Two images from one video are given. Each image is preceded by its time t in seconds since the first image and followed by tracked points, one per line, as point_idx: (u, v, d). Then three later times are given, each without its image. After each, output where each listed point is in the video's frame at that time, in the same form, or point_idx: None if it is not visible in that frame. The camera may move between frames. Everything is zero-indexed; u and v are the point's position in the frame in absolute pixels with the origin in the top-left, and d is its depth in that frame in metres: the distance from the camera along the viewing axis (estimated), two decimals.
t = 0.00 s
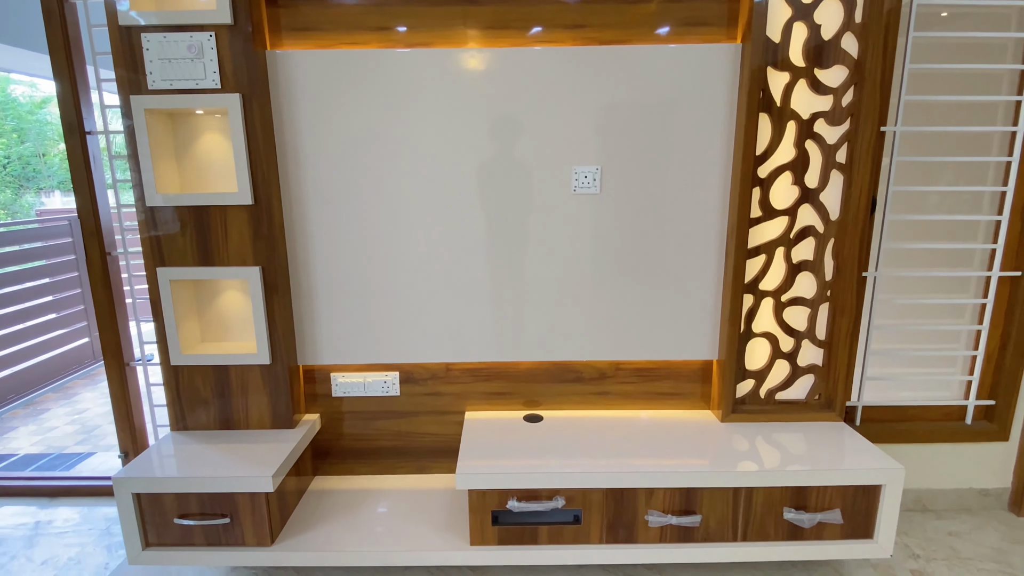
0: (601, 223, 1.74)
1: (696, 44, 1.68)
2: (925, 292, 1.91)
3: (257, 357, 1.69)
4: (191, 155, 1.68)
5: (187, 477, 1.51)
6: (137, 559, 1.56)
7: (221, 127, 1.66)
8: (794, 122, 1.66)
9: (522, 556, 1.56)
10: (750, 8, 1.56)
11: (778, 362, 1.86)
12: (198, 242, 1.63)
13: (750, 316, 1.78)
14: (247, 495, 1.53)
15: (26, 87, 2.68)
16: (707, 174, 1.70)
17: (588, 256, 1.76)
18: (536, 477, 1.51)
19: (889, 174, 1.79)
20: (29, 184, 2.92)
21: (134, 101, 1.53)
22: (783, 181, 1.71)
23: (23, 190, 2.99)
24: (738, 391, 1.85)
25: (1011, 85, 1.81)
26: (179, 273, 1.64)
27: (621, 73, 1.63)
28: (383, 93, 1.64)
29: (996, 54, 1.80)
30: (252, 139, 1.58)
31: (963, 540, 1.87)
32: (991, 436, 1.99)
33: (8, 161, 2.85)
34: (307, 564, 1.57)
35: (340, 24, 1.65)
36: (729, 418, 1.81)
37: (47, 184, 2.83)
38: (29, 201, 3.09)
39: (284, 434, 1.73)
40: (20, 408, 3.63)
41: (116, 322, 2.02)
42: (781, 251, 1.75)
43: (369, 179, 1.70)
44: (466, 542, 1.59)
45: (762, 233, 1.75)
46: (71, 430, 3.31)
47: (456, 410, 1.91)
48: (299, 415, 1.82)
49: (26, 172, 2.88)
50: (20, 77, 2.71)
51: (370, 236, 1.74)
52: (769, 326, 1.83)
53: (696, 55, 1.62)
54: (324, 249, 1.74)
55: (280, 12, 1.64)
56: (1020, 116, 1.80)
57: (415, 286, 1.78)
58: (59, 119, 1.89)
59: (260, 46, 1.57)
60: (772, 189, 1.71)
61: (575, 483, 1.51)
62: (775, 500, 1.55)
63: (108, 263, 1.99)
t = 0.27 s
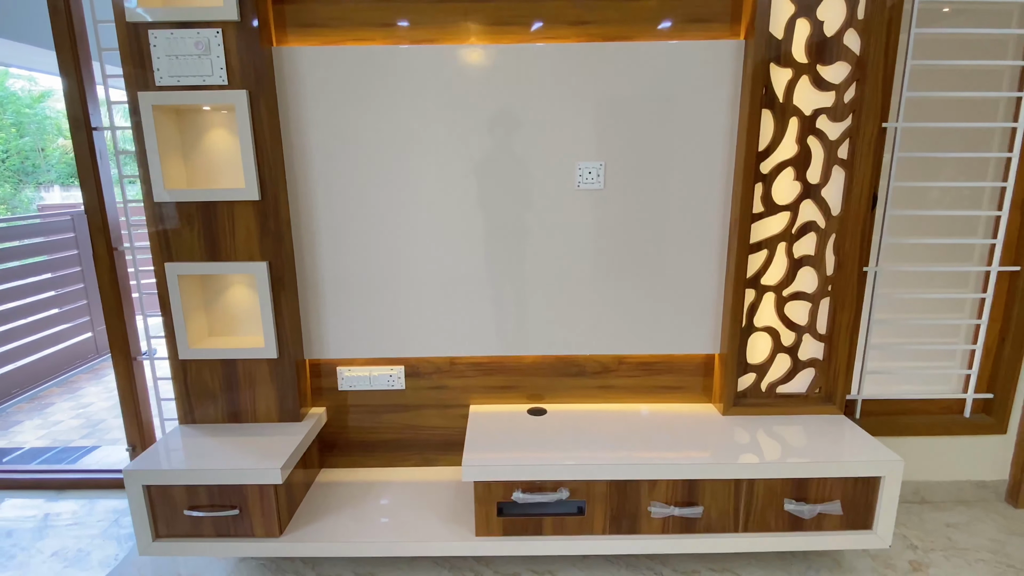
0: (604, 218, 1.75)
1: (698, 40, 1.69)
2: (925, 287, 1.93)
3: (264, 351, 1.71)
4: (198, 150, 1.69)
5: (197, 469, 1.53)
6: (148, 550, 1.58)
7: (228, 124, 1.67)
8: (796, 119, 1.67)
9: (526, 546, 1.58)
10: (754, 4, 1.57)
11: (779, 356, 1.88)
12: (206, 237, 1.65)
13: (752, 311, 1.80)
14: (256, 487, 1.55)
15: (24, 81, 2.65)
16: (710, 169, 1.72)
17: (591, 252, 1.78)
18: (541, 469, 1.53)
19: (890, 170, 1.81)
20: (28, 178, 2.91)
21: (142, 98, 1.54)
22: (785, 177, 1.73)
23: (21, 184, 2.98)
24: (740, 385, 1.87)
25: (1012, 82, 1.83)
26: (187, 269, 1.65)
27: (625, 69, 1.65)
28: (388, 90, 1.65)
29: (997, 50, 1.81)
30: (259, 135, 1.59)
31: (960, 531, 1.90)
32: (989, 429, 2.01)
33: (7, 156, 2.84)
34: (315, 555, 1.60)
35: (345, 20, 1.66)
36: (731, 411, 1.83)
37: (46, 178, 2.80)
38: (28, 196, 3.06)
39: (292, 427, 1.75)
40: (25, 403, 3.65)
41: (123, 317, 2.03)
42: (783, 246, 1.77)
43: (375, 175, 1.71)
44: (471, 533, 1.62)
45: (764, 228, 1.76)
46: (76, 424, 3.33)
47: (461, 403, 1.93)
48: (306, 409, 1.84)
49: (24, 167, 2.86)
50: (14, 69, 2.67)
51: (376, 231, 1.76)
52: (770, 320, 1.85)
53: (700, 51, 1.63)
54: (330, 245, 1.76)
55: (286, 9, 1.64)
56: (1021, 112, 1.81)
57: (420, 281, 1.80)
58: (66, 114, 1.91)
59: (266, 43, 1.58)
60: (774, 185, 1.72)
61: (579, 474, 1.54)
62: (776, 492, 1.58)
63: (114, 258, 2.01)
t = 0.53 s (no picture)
0: (605, 218, 1.77)
1: (699, 41, 1.71)
2: (923, 285, 1.95)
3: (270, 349, 1.73)
4: (204, 151, 1.71)
5: (205, 465, 1.55)
6: (156, 545, 1.60)
7: (234, 124, 1.69)
8: (797, 119, 1.69)
9: (530, 541, 1.61)
10: (755, 6, 1.59)
11: (779, 353, 1.90)
12: (213, 236, 1.67)
13: (752, 309, 1.82)
14: (263, 483, 1.58)
15: (23, 78, 2.68)
16: (711, 169, 1.74)
17: (593, 251, 1.80)
18: (545, 465, 1.55)
19: (889, 170, 1.83)
20: (27, 176, 2.96)
21: (149, 99, 1.56)
22: (785, 176, 1.75)
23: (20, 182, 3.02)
24: (740, 382, 1.90)
25: (1010, 82, 1.85)
26: (194, 267, 1.67)
27: (626, 70, 1.66)
28: (393, 91, 1.67)
29: (995, 51, 1.82)
30: (266, 136, 1.61)
31: (957, 527, 1.93)
32: (986, 426, 2.04)
33: (6, 153, 2.87)
34: (321, 550, 1.62)
35: (349, 22, 1.68)
36: (731, 408, 1.85)
37: (47, 176, 2.86)
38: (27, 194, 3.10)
39: (297, 424, 1.77)
40: (28, 401, 3.67)
41: (129, 315, 2.05)
42: (783, 245, 1.79)
43: (379, 175, 1.73)
44: (475, 529, 1.64)
45: (764, 227, 1.78)
46: (80, 422, 3.35)
47: (464, 400, 1.95)
48: (311, 406, 1.86)
49: (23, 164, 2.91)
50: (13, 67, 2.70)
51: (380, 231, 1.78)
52: (770, 318, 1.87)
53: (702, 52, 1.65)
54: (335, 244, 1.78)
55: (291, 11, 1.66)
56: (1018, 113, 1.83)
57: (424, 280, 1.82)
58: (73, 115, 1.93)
59: (272, 44, 1.59)
60: (775, 185, 1.74)
61: (582, 471, 1.56)
62: (776, 487, 1.60)
63: (121, 257, 2.02)
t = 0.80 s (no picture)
0: (605, 220, 1.80)
1: (697, 47, 1.73)
2: (918, 287, 1.98)
3: (276, 349, 1.76)
4: (210, 154, 1.74)
5: (212, 464, 1.58)
6: (164, 543, 1.63)
7: (240, 128, 1.71)
8: (793, 124, 1.72)
9: (531, 538, 1.64)
10: (752, 13, 1.62)
11: (776, 354, 1.93)
12: (219, 239, 1.69)
13: (750, 310, 1.85)
14: (269, 482, 1.60)
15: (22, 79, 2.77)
16: (709, 173, 1.77)
17: (593, 253, 1.83)
18: (546, 464, 1.58)
19: (884, 173, 1.86)
20: (28, 176, 3.06)
21: (157, 104, 1.59)
22: (782, 180, 1.78)
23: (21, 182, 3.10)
24: (738, 382, 1.93)
25: (1003, 87, 1.87)
26: (201, 269, 1.70)
27: (626, 76, 1.69)
28: (397, 96, 1.70)
29: (989, 57, 1.85)
30: (271, 140, 1.64)
31: (952, 524, 1.96)
32: (980, 425, 2.07)
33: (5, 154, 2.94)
34: (326, 547, 1.65)
35: (354, 28, 1.71)
36: (729, 407, 1.88)
37: (45, 176, 2.99)
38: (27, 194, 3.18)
39: (302, 424, 1.80)
40: (32, 401, 3.69)
41: (136, 315, 2.08)
42: (780, 248, 1.82)
43: (383, 178, 1.76)
44: (478, 526, 1.67)
45: (761, 230, 1.81)
46: (83, 422, 3.37)
47: (466, 400, 1.98)
48: (315, 406, 1.89)
49: (24, 164, 3.00)
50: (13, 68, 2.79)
51: (384, 233, 1.81)
52: (767, 319, 1.90)
53: (700, 58, 1.68)
54: (339, 246, 1.81)
55: (296, 17, 1.69)
56: (1011, 117, 1.86)
57: (427, 281, 1.85)
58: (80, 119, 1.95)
59: (278, 50, 1.62)
60: (771, 188, 1.78)
61: (582, 469, 1.59)
62: (773, 485, 1.63)
63: (127, 258, 2.04)
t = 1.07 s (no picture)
0: (602, 225, 1.85)
1: (692, 57, 1.78)
2: (908, 290, 2.03)
3: (282, 351, 1.80)
4: (218, 161, 1.78)
5: (220, 463, 1.62)
6: (173, 540, 1.67)
7: (248, 136, 1.76)
8: (785, 132, 1.77)
9: (531, 536, 1.68)
10: (745, 24, 1.67)
11: (770, 355, 1.98)
12: (227, 244, 1.74)
13: (744, 313, 1.90)
14: (276, 480, 1.65)
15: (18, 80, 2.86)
16: (703, 179, 1.82)
17: (590, 257, 1.88)
18: (545, 463, 1.63)
19: (875, 180, 1.91)
20: (27, 179, 3.07)
21: (168, 113, 1.63)
22: (774, 187, 1.83)
23: (21, 186, 3.09)
24: (732, 383, 1.97)
25: (990, 96, 1.92)
26: (209, 274, 1.74)
27: (622, 85, 1.74)
28: (400, 104, 1.75)
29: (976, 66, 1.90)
30: (278, 148, 1.68)
31: (942, 522, 2.00)
32: (969, 426, 2.11)
33: (6, 157, 2.93)
34: (331, 545, 1.69)
35: (358, 39, 1.75)
36: (724, 408, 1.93)
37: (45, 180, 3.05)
38: (27, 197, 3.16)
39: (307, 424, 1.84)
40: (36, 404, 3.72)
41: (143, 318, 2.12)
42: (773, 252, 1.87)
43: (386, 185, 1.81)
44: (479, 524, 1.71)
45: (755, 235, 1.86)
46: (88, 424, 3.41)
47: (468, 401, 2.02)
48: (320, 407, 1.93)
49: (23, 167, 3.02)
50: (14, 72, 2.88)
51: (387, 238, 1.85)
52: (761, 322, 1.95)
53: (694, 68, 1.73)
54: (343, 251, 1.85)
55: (302, 29, 1.74)
56: (999, 126, 1.90)
57: (429, 285, 1.89)
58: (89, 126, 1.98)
59: (284, 60, 1.67)
60: (764, 194, 1.82)
61: (581, 468, 1.63)
62: (766, 484, 1.68)
63: (135, 262, 2.08)
